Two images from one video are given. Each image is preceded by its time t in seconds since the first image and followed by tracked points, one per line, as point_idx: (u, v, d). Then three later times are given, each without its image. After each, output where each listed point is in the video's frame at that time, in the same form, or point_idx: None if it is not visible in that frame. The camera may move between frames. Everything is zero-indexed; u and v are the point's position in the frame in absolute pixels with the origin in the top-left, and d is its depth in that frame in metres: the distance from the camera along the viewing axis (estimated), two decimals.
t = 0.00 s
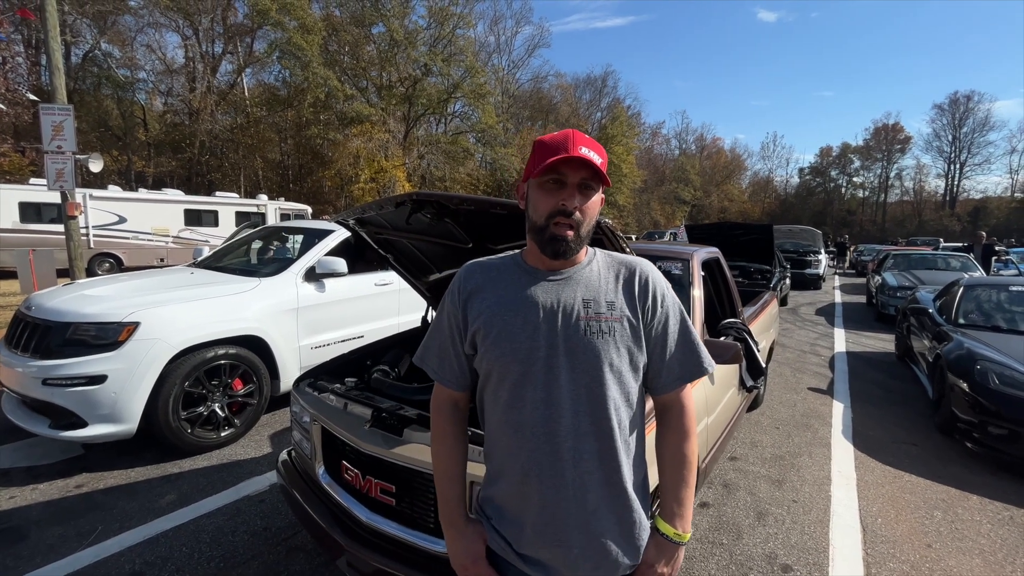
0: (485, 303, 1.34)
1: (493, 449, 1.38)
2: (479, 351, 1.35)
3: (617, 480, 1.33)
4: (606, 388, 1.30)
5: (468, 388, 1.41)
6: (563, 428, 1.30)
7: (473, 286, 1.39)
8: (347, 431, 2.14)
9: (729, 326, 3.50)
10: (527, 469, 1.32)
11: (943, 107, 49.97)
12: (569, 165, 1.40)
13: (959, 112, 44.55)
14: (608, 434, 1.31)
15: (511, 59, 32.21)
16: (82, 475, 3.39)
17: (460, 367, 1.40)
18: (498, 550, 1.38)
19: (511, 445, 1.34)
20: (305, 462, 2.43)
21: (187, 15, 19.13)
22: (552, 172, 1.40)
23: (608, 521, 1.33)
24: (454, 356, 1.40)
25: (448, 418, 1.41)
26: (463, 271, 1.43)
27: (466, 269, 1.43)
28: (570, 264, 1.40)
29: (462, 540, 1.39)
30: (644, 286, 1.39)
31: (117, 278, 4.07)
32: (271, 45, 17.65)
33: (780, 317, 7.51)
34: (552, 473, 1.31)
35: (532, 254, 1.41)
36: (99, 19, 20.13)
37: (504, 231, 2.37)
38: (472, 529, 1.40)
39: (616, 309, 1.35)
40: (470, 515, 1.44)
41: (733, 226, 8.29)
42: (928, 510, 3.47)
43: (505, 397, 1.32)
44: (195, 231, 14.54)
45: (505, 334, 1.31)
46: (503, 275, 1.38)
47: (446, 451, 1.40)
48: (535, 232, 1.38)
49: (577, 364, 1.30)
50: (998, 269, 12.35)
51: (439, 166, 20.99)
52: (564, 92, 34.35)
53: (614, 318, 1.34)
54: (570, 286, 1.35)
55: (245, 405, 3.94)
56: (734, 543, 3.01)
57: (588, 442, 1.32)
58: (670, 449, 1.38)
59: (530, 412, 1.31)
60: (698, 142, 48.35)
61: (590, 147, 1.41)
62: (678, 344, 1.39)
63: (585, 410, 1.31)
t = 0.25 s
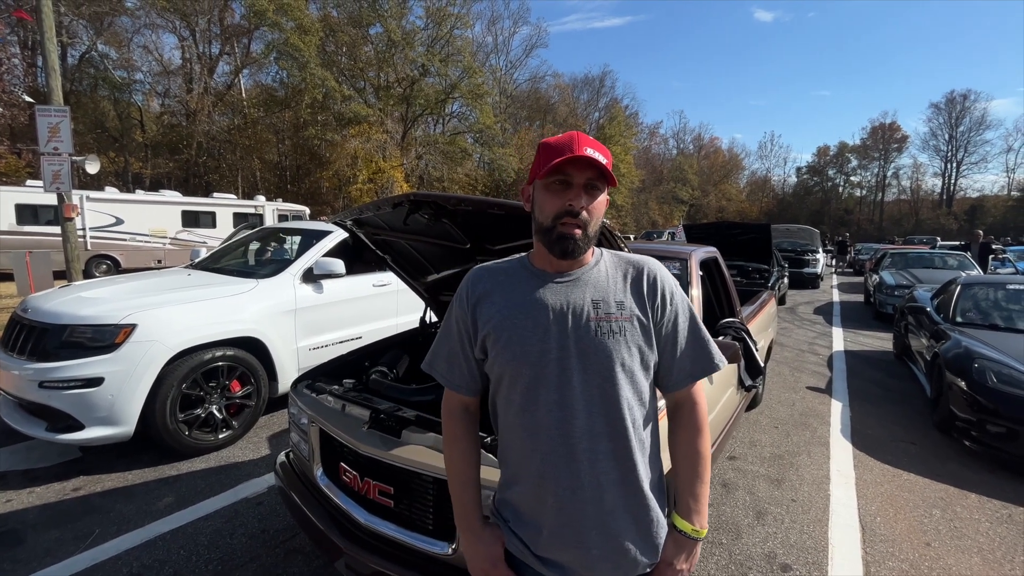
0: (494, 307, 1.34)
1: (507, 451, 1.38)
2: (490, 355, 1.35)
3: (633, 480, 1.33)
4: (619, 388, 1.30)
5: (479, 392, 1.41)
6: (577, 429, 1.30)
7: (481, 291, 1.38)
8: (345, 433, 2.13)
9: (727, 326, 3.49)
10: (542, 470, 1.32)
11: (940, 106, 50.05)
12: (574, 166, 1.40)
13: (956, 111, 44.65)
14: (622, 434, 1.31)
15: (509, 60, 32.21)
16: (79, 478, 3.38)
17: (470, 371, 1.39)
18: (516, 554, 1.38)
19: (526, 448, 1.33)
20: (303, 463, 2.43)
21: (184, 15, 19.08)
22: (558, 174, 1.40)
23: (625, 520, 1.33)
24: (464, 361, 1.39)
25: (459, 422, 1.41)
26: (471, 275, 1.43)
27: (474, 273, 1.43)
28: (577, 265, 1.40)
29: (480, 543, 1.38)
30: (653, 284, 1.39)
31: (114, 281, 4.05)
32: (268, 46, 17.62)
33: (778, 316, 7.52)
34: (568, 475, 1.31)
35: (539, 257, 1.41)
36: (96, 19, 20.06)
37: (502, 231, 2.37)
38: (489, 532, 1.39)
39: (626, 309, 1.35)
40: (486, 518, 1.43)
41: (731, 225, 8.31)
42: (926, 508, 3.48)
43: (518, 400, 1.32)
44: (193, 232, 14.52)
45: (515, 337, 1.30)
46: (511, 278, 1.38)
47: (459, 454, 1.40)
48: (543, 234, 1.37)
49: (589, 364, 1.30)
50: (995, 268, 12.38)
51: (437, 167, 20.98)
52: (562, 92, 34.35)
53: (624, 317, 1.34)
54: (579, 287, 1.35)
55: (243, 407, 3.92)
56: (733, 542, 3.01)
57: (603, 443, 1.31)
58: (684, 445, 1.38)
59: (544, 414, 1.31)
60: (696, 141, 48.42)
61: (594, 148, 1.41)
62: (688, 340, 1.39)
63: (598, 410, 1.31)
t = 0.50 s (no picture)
0: (500, 311, 1.33)
1: (516, 455, 1.37)
2: (497, 360, 1.34)
3: (645, 479, 1.32)
4: (628, 388, 1.29)
5: (487, 397, 1.40)
6: (587, 431, 1.29)
7: (486, 296, 1.37)
8: (343, 434, 2.12)
9: (727, 324, 3.49)
10: (554, 473, 1.30)
11: (938, 105, 50.12)
12: (576, 168, 1.38)
13: (953, 110, 44.72)
14: (633, 433, 1.30)
15: (507, 59, 32.19)
16: (76, 479, 3.37)
17: (478, 376, 1.39)
18: (528, 558, 1.36)
19: (537, 451, 1.32)
20: (301, 464, 2.42)
21: (181, 15, 19.04)
22: (559, 175, 1.38)
23: (640, 519, 1.32)
24: (471, 366, 1.38)
25: (466, 427, 1.41)
26: (475, 280, 1.41)
27: (478, 278, 1.42)
28: (582, 267, 1.39)
29: (493, 548, 1.36)
30: (658, 283, 1.39)
31: (111, 283, 4.03)
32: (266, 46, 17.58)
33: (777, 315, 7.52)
34: (580, 476, 1.30)
35: (543, 260, 1.40)
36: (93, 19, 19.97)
37: (501, 231, 2.36)
38: (501, 536, 1.37)
39: (632, 309, 1.34)
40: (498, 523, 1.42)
41: (729, 224, 8.31)
42: (926, 507, 3.48)
43: (527, 404, 1.31)
44: (191, 233, 14.50)
45: (523, 341, 1.29)
46: (516, 282, 1.37)
47: (468, 460, 1.39)
48: (545, 237, 1.36)
49: (598, 366, 1.29)
50: (993, 266, 12.40)
51: (436, 166, 20.93)
52: (561, 91, 34.31)
53: (631, 317, 1.33)
54: (585, 289, 1.34)
55: (241, 408, 3.91)
56: (732, 542, 3.00)
57: (614, 444, 1.30)
58: (695, 442, 1.37)
59: (554, 417, 1.30)
60: (694, 141, 48.46)
61: (595, 149, 1.39)
62: (695, 338, 1.39)
63: (607, 411, 1.30)
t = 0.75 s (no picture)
0: (494, 308, 1.32)
1: (510, 453, 1.36)
2: (491, 356, 1.33)
3: (639, 478, 1.31)
4: (623, 386, 1.28)
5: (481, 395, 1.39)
6: (581, 429, 1.28)
7: (481, 293, 1.36)
8: (342, 435, 2.11)
9: (726, 324, 3.49)
10: (548, 471, 1.29)
11: (935, 105, 50.20)
12: (571, 163, 1.38)
13: (950, 109, 44.81)
14: (627, 432, 1.30)
15: (505, 59, 32.17)
16: (73, 481, 3.35)
17: (472, 373, 1.37)
18: (522, 557, 1.35)
19: (530, 449, 1.31)
20: (299, 465, 2.40)
21: (178, 15, 18.98)
22: (554, 171, 1.38)
23: (634, 519, 1.32)
24: (465, 363, 1.37)
25: (461, 426, 1.39)
26: (470, 278, 1.40)
27: (473, 276, 1.40)
28: (577, 264, 1.38)
29: (486, 548, 1.35)
30: (654, 282, 1.38)
31: (108, 283, 4.01)
32: (263, 45, 17.54)
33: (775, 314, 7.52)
34: (574, 476, 1.29)
35: (539, 256, 1.39)
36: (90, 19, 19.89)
37: (499, 230, 2.34)
38: (494, 535, 1.36)
39: (628, 307, 1.33)
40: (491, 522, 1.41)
41: (728, 223, 8.31)
42: (926, 506, 3.47)
43: (521, 401, 1.30)
44: (189, 233, 14.47)
45: (517, 338, 1.28)
46: (511, 279, 1.36)
47: (462, 460, 1.38)
48: (541, 232, 1.36)
49: (592, 363, 1.28)
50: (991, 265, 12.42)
51: (434, 166, 20.90)
52: (559, 91, 34.28)
53: (627, 315, 1.32)
54: (581, 286, 1.33)
55: (240, 409, 3.89)
56: (732, 541, 3.00)
57: (608, 443, 1.30)
58: (689, 442, 1.36)
59: (548, 414, 1.28)
60: (692, 140, 48.50)
61: (591, 145, 1.39)
62: (690, 337, 1.38)
63: (602, 409, 1.29)
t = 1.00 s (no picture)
0: (470, 299, 1.31)
1: (479, 448, 1.34)
2: (464, 348, 1.31)
3: (607, 477, 1.32)
4: (595, 383, 1.28)
5: (453, 388, 1.37)
6: (551, 425, 1.27)
7: (458, 283, 1.34)
8: (340, 435, 2.10)
9: (725, 323, 3.49)
10: (517, 468, 1.28)
11: (933, 104, 50.26)
12: (555, 156, 1.38)
13: (948, 109, 44.90)
14: (597, 429, 1.30)
15: (504, 59, 32.13)
16: (70, 482, 3.34)
17: (445, 365, 1.35)
18: (487, 555, 1.33)
19: (499, 444, 1.30)
20: (297, 466, 2.39)
21: (176, 15, 18.93)
22: (537, 163, 1.38)
23: (600, 518, 1.32)
24: (438, 354, 1.35)
25: (433, 419, 1.37)
26: (447, 267, 1.39)
27: (451, 266, 1.39)
28: (556, 258, 1.38)
29: (451, 543, 1.33)
30: (631, 282, 1.39)
31: (104, 283, 3.99)
32: (261, 45, 17.50)
33: (774, 313, 7.52)
34: (543, 472, 1.28)
35: (518, 249, 1.39)
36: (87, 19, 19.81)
37: (498, 229, 2.33)
38: (460, 532, 1.34)
39: (603, 305, 1.33)
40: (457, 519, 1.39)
41: (727, 223, 8.31)
42: (925, 505, 3.47)
43: (492, 396, 1.29)
44: (187, 233, 14.44)
45: (491, 331, 1.27)
46: (489, 270, 1.35)
47: (432, 452, 1.36)
48: (520, 224, 1.35)
49: (565, 359, 1.27)
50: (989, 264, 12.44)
51: (433, 166, 20.87)
52: (557, 91, 34.25)
53: (602, 313, 1.32)
54: (558, 281, 1.32)
55: (237, 409, 3.88)
56: (732, 541, 2.99)
57: (577, 440, 1.29)
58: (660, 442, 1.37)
59: (519, 409, 1.27)
60: (691, 140, 48.54)
61: (575, 138, 1.39)
62: (664, 339, 1.40)
63: (574, 405, 1.29)
